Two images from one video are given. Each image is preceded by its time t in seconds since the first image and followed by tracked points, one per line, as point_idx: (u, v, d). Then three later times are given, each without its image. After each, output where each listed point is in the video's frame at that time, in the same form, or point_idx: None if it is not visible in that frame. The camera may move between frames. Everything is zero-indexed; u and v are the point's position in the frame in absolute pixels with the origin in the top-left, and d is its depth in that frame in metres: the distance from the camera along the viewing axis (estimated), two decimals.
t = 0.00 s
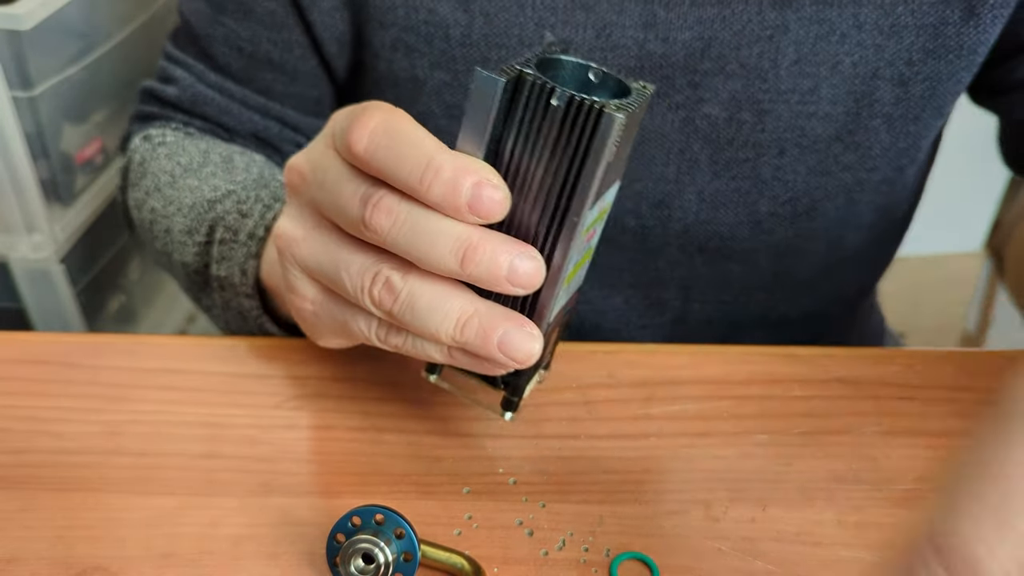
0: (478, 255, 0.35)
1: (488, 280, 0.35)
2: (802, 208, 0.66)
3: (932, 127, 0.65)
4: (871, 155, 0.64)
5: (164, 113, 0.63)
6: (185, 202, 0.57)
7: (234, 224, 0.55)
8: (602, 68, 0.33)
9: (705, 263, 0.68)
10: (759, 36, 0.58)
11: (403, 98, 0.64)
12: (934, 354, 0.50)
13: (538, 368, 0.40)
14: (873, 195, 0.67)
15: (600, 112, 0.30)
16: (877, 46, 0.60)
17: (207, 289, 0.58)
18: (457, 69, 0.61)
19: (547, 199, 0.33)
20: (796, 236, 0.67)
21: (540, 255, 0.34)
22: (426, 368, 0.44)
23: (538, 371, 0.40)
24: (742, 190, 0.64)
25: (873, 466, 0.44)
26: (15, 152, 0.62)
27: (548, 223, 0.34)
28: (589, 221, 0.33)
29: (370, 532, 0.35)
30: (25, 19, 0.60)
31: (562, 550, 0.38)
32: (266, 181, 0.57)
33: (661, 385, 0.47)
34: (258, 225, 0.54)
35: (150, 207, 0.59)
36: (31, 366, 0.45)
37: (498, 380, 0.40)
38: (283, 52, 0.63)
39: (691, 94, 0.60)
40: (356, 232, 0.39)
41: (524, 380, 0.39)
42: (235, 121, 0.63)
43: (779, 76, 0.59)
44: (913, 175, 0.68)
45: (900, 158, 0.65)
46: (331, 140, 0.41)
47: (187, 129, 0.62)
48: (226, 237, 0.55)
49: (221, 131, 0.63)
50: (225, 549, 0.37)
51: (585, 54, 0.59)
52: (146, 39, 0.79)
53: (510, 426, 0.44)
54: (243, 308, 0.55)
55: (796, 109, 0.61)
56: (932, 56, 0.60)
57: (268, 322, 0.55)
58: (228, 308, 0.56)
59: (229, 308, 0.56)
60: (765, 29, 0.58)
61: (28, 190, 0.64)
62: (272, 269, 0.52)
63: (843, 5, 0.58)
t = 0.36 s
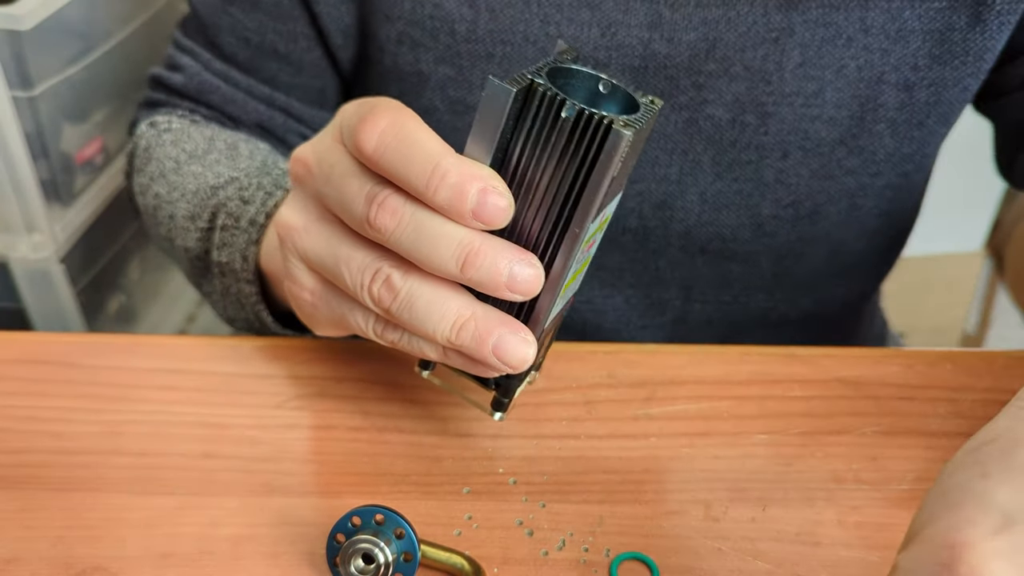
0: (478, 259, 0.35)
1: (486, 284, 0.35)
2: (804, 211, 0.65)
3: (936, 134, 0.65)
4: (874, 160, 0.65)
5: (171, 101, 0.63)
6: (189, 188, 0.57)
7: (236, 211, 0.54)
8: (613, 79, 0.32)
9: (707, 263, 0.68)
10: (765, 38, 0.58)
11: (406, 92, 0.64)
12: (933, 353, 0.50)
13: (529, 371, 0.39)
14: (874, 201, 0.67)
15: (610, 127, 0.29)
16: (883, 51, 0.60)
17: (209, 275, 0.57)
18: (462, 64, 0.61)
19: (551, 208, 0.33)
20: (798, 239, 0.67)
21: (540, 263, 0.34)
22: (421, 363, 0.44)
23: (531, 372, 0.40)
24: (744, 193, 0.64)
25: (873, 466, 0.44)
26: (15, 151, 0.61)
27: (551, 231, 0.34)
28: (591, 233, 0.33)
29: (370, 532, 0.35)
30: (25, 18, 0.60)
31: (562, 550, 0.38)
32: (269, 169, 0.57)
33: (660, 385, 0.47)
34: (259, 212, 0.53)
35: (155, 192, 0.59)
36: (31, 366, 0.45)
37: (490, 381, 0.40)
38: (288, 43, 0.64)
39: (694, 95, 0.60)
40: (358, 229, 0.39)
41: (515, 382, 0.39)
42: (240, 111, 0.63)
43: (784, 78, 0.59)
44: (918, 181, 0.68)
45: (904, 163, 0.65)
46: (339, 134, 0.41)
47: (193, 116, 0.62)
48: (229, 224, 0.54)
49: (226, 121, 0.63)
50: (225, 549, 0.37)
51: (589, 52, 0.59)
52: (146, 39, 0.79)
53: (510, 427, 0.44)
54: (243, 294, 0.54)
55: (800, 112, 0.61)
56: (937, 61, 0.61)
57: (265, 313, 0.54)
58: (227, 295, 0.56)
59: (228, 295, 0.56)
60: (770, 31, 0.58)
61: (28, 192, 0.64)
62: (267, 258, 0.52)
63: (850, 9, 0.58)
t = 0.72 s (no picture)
0: (501, 262, 0.34)
1: (508, 288, 0.35)
2: (808, 204, 0.65)
3: (940, 126, 0.65)
4: (878, 153, 0.65)
5: (176, 96, 0.63)
6: (196, 183, 0.57)
7: (244, 207, 0.54)
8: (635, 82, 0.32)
9: (711, 258, 0.68)
10: (771, 31, 0.58)
11: (414, 86, 0.64)
12: (934, 353, 0.50)
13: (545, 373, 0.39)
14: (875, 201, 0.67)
15: (636, 132, 0.29)
16: (888, 45, 0.60)
17: (214, 272, 0.57)
18: (469, 56, 0.61)
19: (574, 210, 0.33)
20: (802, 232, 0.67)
21: (562, 265, 0.35)
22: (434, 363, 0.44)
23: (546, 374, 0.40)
24: (749, 185, 0.64)
25: (873, 465, 0.44)
26: (15, 152, 0.61)
27: (573, 233, 0.34)
28: (612, 235, 0.33)
29: (370, 532, 0.35)
30: (25, 18, 0.60)
31: (562, 550, 0.38)
32: (277, 164, 0.57)
33: (660, 385, 0.47)
34: (268, 207, 0.53)
35: (161, 188, 0.59)
36: (31, 366, 0.45)
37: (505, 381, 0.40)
38: (296, 37, 0.64)
39: (701, 88, 0.60)
40: (379, 229, 0.39)
41: (531, 384, 0.39)
42: (247, 105, 0.63)
43: (790, 72, 0.60)
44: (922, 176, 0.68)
45: (908, 156, 0.65)
46: (359, 133, 0.40)
47: (199, 112, 0.62)
48: (236, 220, 0.54)
49: (233, 115, 0.63)
50: (225, 550, 0.37)
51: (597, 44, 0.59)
52: (146, 40, 0.79)
53: (511, 426, 0.44)
54: (250, 290, 0.55)
55: (805, 105, 0.61)
56: (942, 55, 0.61)
57: (274, 308, 0.55)
58: (234, 291, 0.56)
59: (235, 291, 0.56)
60: (776, 24, 0.58)
61: (28, 193, 0.64)
62: (278, 253, 0.52)
63: (855, 3, 0.58)
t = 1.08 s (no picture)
0: (510, 255, 0.35)
1: (515, 280, 0.35)
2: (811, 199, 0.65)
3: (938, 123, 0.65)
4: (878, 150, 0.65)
5: (176, 92, 0.62)
6: (195, 178, 0.57)
7: (245, 201, 0.54)
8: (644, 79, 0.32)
9: (712, 253, 0.68)
10: (772, 27, 0.59)
11: (417, 81, 0.64)
12: (934, 353, 0.50)
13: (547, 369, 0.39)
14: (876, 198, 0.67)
15: (649, 126, 0.29)
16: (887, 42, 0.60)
17: (214, 267, 0.57)
18: (472, 51, 0.61)
19: (583, 205, 0.33)
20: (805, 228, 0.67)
21: (569, 260, 0.35)
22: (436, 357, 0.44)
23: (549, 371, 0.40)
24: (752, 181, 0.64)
25: (872, 465, 0.44)
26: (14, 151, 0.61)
27: (582, 228, 0.34)
28: (620, 231, 0.34)
29: (369, 532, 0.35)
30: (25, 18, 0.60)
31: (562, 550, 0.38)
32: (278, 160, 0.57)
33: (659, 385, 0.47)
34: (269, 202, 0.53)
35: (159, 183, 0.58)
36: (31, 365, 0.45)
37: (509, 377, 0.40)
38: (297, 32, 0.64)
39: (703, 82, 0.61)
40: (387, 220, 0.38)
41: (533, 380, 0.39)
42: (247, 101, 0.63)
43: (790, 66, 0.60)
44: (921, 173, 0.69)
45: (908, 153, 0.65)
46: (369, 124, 0.40)
47: (199, 107, 0.62)
48: (236, 214, 0.54)
49: (232, 110, 0.63)
50: (225, 550, 0.37)
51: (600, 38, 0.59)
52: (146, 39, 0.79)
53: (510, 426, 0.44)
54: (250, 285, 0.55)
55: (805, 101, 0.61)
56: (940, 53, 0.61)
57: (274, 303, 0.55)
58: (234, 286, 0.56)
59: (234, 286, 0.56)
60: (778, 20, 0.58)
61: (29, 194, 0.64)
62: (280, 247, 0.52)
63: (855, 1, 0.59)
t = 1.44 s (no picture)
0: (530, 248, 0.34)
1: (531, 275, 0.34)
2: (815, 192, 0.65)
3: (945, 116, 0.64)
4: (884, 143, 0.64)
5: (180, 89, 0.62)
6: (201, 173, 0.57)
7: (252, 195, 0.54)
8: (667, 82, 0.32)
9: (716, 248, 0.67)
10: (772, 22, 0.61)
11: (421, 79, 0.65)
12: (934, 353, 0.50)
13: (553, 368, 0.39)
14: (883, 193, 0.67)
15: (678, 130, 0.30)
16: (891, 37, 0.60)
17: (219, 262, 0.58)
18: (477, 46, 0.63)
19: (603, 206, 0.34)
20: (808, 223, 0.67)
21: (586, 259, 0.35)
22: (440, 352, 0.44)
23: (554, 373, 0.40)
24: (755, 175, 0.64)
25: (872, 465, 0.44)
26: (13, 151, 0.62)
27: (601, 230, 0.34)
28: (638, 236, 0.34)
29: (370, 532, 0.35)
30: (25, 19, 0.60)
31: (562, 550, 0.38)
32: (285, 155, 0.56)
33: (660, 385, 0.47)
34: (276, 196, 0.53)
35: (163, 179, 0.58)
36: (31, 365, 0.45)
37: (513, 376, 0.40)
38: (301, 28, 0.65)
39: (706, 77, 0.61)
40: (408, 205, 0.37)
41: (539, 379, 0.39)
42: (252, 97, 0.63)
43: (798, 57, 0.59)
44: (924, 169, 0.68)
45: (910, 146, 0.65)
46: (395, 105, 0.39)
47: (202, 104, 0.62)
48: (244, 208, 0.54)
49: (235, 108, 0.63)
50: (225, 550, 0.37)
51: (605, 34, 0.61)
52: (146, 38, 0.79)
53: (511, 426, 0.44)
54: (258, 279, 0.54)
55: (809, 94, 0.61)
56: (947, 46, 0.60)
57: (282, 297, 0.55)
58: (241, 280, 0.56)
59: (242, 280, 0.56)
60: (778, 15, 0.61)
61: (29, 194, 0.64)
62: (286, 240, 0.52)
63: None
